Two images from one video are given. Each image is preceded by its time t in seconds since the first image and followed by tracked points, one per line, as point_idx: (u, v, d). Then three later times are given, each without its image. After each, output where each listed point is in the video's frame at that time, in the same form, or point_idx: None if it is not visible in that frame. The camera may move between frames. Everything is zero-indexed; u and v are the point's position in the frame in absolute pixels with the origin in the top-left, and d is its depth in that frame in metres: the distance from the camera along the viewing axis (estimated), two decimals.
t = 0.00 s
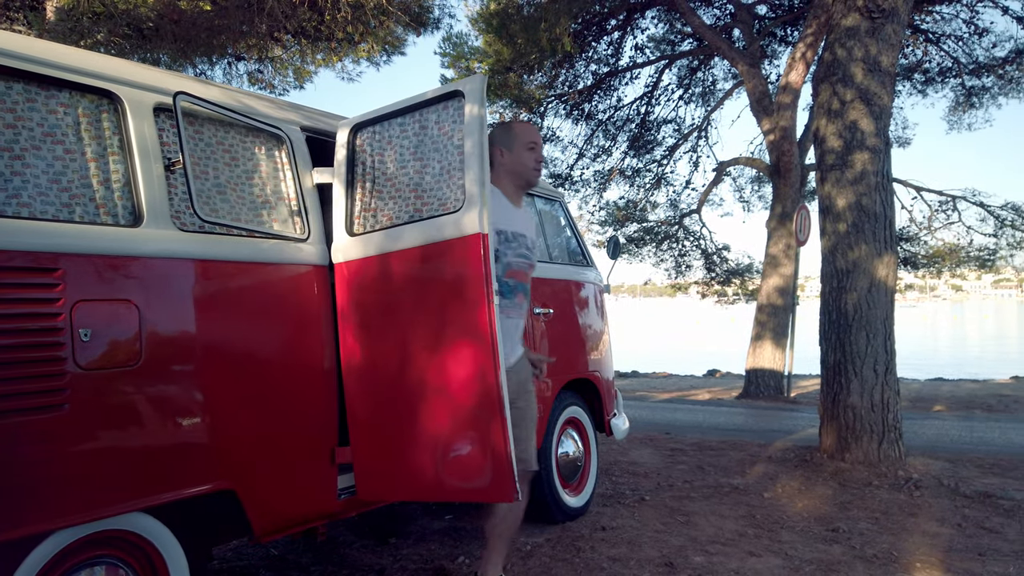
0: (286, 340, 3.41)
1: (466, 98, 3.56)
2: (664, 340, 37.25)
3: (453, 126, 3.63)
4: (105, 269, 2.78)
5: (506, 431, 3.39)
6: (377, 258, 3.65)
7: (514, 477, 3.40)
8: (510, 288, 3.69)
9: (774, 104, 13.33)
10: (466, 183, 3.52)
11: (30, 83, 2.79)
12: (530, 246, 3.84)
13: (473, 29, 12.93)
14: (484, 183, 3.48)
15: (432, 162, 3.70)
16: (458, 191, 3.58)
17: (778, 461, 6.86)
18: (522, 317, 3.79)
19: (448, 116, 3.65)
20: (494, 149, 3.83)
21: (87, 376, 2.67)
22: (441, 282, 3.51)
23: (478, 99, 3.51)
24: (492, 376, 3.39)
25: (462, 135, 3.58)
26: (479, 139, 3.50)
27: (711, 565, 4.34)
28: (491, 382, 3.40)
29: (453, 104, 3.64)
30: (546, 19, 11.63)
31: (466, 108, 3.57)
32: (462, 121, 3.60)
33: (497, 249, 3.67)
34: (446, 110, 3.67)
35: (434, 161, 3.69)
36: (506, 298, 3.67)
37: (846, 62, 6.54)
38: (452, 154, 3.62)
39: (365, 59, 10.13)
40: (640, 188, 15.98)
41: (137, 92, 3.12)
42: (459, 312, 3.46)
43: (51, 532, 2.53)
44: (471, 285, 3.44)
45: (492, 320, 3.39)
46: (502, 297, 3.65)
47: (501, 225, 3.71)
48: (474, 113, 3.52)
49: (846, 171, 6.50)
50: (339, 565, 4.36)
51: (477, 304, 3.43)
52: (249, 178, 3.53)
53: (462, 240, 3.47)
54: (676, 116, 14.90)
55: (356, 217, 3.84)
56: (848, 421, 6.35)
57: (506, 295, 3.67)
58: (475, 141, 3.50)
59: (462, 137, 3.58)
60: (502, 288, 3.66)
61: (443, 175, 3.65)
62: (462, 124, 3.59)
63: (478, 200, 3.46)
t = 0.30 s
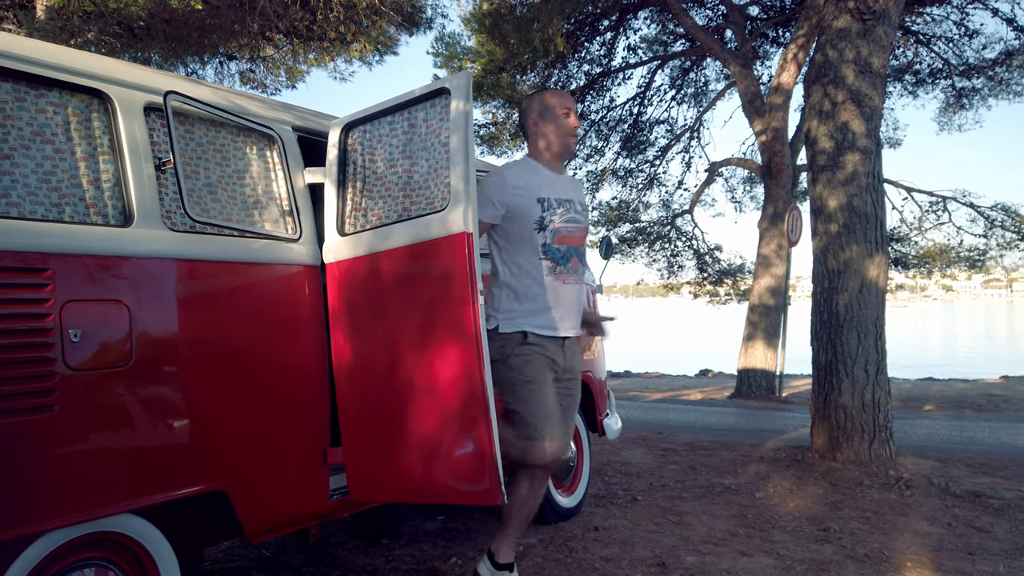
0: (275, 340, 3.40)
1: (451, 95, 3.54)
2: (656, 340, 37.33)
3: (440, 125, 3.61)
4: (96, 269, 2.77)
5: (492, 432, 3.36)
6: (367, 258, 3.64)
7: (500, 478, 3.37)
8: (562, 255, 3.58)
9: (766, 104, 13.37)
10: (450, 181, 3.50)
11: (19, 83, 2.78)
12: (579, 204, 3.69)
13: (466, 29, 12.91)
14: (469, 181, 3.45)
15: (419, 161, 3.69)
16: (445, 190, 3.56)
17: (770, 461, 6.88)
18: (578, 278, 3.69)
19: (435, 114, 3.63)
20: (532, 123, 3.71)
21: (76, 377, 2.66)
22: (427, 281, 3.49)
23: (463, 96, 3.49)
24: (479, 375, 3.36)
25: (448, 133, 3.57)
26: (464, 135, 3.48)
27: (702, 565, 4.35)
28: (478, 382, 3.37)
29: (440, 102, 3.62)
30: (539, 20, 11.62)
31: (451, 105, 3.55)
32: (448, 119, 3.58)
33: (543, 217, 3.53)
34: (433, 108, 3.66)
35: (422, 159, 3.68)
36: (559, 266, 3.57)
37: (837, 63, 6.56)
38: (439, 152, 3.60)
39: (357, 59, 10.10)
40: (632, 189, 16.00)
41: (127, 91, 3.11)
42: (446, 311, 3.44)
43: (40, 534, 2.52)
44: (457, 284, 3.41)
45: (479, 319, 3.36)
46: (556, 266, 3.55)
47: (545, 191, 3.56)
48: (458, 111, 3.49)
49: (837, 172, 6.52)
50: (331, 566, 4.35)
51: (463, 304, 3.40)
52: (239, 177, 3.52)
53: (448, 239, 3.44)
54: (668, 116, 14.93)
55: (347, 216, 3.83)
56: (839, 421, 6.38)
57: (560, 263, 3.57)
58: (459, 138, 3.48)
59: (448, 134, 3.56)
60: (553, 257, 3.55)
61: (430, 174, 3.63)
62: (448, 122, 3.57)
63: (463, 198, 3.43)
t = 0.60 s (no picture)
0: (269, 341, 3.39)
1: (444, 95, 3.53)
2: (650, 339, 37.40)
3: (434, 124, 3.60)
4: (89, 270, 2.76)
5: (486, 432, 3.37)
6: (360, 258, 3.64)
7: (493, 478, 3.39)
8: (625, 266, 3.09)
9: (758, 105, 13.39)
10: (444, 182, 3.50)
11: (12, 82, 2.77)
12: (640, 212, 3.21)
13: (459, 29, 12.91)
14: (463, 181, 3.46)
15: (413, 162, 3.69)
16: (438, 190, 3.57)
17: (763, 460, 6.89)
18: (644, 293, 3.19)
19: (428, 113, 3.63)
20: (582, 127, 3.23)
21: (70, 378, 2.65)
22: (420, 282, 3.50)
23: (455, 96, 3.48)
24: (472, 376, 3.37)
25: (441, 132, 3.56)
26: (457, 135, 3.47)
27: (695, 565, 4.36)
28: (471, 382, 3.38)
29: (433, 101, 3.62)
30: (532, 20, 11.62)
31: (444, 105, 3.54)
32: (441, 118, 3.57)
33: (599, 225, 3.07)
34: (426, 107, 3.66)
35: (416, 159, 3.68)
36: (621, 278, 3.08)
37: (829, 64, 6.58)
38: (432, 152, 3.60)
39: (350, 59, 10.09)
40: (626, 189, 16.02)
41: (120, 91, 3.10)
42: (440, 311, 3.44)
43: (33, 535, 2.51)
44: (451, 284, 3.42)
45: (472, 320, 3.37)
46: (617, 278, 3.06)
47: (601, 195, 3.10)
48: (451, 110, 3.48)
49: (829, 173, 6.55)
50: (325, 567, 4.35)
51: (457, 304, 3.41)
52: (233, 177, 3.52)
53: (441, 240, 3.45)
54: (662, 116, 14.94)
55: (340, 216, 3.83)
56: (831, 421, 6.41)
57: (622, 276, 3.07)
58: (452, 138, 3.47)
59: (441, 134, 3.55)
60: (615, 268, 3.07)
61: (424, 174, 3.63)
62: (441, 121, 3.57)
63: (456, 198, 3.44)
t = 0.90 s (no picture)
0: (260, 341, 3.39)
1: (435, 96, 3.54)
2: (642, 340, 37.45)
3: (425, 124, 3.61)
4: (79, 269, 2.75)
5: (478, 431, 3.40)
6: (351, 258, 3.64)
7: (485, 476, 3.42)
8: (692, 243, 3.09)
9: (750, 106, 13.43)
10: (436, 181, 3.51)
11: (2, 80, 2.76)
12: (706, 191, 3.21)
13: (451, 29, 12.91)
14: (454, 180, 3.47)
15: (405, 160, 3.69)
16: (430, 189, 3.57)
17: (754, 459, 6.92)
18: (711, 272, 3.19)
19: (420, 113, 3.64)
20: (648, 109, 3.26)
21: (60, 377, 2.64)
22: (413, 282, 3.51)
23: (447, 96, 3.49)
24: (464, 375, 3.39)
25: (433, 131, 3.56)
26: (449, 134, 3.48)
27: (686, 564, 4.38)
28: (463, 381, 3.40)
29: (425, 101, 3.62)
30: (524, 20, 11.62)
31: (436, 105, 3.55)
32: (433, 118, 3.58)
33: (667, 200, 3.07)
34: (418, 107, 3.66)
35: (408, 159, 3.69)
36: (688, 255, 3.07)
37: (819, 65, 6.62)
38: (424, 152, 3.61)
39: (342, 58, 10.07)
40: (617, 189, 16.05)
41: (111, 90, 3.09)
42: (433, 311, 3.45)
43: (22, 535, 2.50)
44: (443, 284, 3.43)
45: (464, 320, 3.39)
46: (683, 255, 3.05)
47: (669, 172, 3.11)
48: (443, 110, 3.49)
49: (819, 173, 6.58)
50: (316, 567, 4.34)
51: (449, 304, 3.43)
52: (224, 176, 3.51)
53: (434, 239, 3.46)
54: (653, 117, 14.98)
55: (332, 216, 3.83)
56: (822, 420, 6.44)
57: (688, 253, 3.07)
58: (444, 138, 3.48)
59: (433, 133, 3.56)
60: (681, 244, 3.06)
61: (416, 173, 3.64)
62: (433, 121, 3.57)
63: (448, 198, 3.45)
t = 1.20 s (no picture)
0: (249, 341, 3.38)
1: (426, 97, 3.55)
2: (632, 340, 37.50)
3: (415, 124, 3.62)
4: (67, 269, 2.75)
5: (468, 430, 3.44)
6: (341, 259, 3.64)
7: (473, 476, 3.48)
8: (755, 244, 3.15)
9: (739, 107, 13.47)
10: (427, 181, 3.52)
11: None
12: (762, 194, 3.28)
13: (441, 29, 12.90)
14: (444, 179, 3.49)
15: (395, 161, 3.70)
16: (420, 190, 3.58)
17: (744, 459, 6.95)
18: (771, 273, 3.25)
19: (409, 114, 3.64)
20: (706, 99, 3.32)
21: (47, 378, 2.63)
22: (404, 283, 3.52)
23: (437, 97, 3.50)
24: (454, 375, 3.42)
25: (423, 131, 3.57)
26: (439, 135, 3.49)
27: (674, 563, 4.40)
28: (453, 381, 3.43)
29: (415, 102, 3.63)
30: (515, 21, 11.62)
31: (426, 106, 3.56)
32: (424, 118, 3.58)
33: (733, 203, 3.12)
34: (408, 108, 3.67)
35: (398, 159, 3.70)
36: (752, 257, 3.13)
37: (807, 67, 6.66)
38: (414, 152, 3.62)
39: (331, 58, 10.05)
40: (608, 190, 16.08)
41: (98, 90, 3.08)
42: (423, 311, 3.47)
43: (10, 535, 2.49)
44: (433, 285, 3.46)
45: (454, 320, 3.42)
46: (748, 257, 3.11)
47: (731, 175, 3.16)
48: (433, 111, 3.50)
49: (808, 174, 6.61)
50: (306, 567, 4.34)
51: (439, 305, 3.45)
52: (213, 176, 3.51)
53: (424, 239, 3.47)
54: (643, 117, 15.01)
55: (322, 216, 3.82)
56: (810, 420, 6.48)
57: (753, 255, 3.13)
58: (435, 138, 3.49)
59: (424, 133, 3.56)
60: (746, 245, 3.12)
61: (406, 174, 3.65)
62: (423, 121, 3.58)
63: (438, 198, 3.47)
